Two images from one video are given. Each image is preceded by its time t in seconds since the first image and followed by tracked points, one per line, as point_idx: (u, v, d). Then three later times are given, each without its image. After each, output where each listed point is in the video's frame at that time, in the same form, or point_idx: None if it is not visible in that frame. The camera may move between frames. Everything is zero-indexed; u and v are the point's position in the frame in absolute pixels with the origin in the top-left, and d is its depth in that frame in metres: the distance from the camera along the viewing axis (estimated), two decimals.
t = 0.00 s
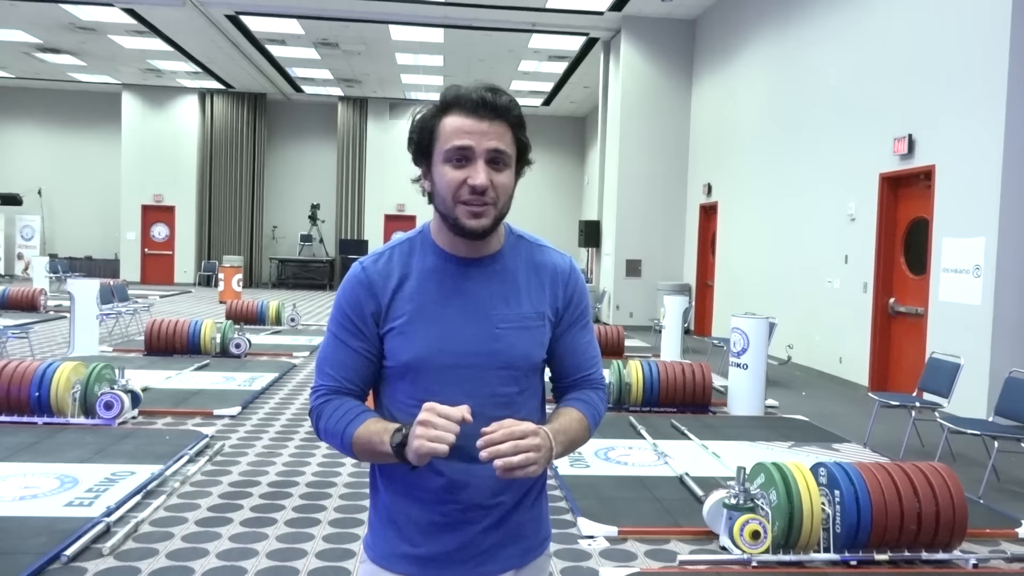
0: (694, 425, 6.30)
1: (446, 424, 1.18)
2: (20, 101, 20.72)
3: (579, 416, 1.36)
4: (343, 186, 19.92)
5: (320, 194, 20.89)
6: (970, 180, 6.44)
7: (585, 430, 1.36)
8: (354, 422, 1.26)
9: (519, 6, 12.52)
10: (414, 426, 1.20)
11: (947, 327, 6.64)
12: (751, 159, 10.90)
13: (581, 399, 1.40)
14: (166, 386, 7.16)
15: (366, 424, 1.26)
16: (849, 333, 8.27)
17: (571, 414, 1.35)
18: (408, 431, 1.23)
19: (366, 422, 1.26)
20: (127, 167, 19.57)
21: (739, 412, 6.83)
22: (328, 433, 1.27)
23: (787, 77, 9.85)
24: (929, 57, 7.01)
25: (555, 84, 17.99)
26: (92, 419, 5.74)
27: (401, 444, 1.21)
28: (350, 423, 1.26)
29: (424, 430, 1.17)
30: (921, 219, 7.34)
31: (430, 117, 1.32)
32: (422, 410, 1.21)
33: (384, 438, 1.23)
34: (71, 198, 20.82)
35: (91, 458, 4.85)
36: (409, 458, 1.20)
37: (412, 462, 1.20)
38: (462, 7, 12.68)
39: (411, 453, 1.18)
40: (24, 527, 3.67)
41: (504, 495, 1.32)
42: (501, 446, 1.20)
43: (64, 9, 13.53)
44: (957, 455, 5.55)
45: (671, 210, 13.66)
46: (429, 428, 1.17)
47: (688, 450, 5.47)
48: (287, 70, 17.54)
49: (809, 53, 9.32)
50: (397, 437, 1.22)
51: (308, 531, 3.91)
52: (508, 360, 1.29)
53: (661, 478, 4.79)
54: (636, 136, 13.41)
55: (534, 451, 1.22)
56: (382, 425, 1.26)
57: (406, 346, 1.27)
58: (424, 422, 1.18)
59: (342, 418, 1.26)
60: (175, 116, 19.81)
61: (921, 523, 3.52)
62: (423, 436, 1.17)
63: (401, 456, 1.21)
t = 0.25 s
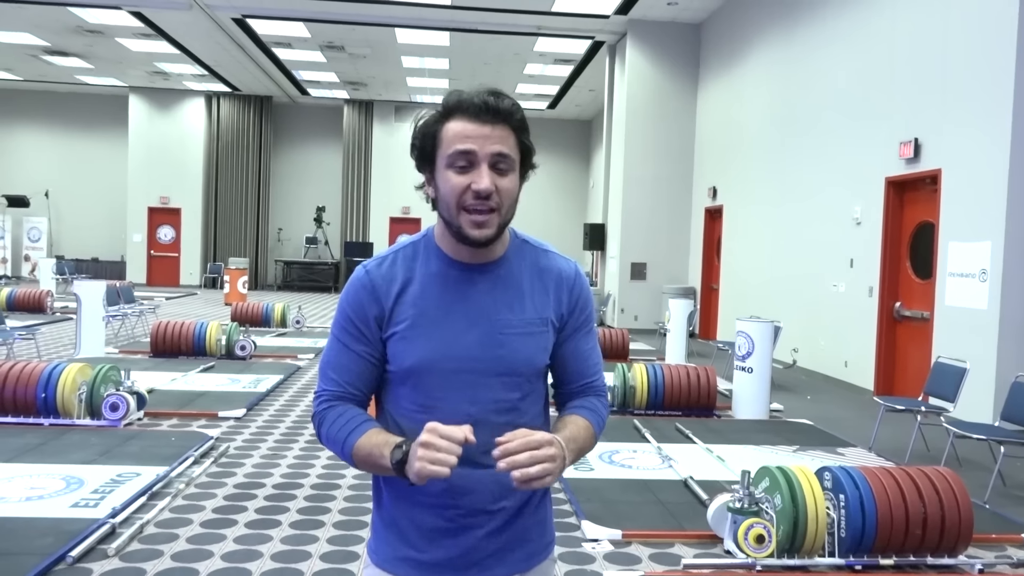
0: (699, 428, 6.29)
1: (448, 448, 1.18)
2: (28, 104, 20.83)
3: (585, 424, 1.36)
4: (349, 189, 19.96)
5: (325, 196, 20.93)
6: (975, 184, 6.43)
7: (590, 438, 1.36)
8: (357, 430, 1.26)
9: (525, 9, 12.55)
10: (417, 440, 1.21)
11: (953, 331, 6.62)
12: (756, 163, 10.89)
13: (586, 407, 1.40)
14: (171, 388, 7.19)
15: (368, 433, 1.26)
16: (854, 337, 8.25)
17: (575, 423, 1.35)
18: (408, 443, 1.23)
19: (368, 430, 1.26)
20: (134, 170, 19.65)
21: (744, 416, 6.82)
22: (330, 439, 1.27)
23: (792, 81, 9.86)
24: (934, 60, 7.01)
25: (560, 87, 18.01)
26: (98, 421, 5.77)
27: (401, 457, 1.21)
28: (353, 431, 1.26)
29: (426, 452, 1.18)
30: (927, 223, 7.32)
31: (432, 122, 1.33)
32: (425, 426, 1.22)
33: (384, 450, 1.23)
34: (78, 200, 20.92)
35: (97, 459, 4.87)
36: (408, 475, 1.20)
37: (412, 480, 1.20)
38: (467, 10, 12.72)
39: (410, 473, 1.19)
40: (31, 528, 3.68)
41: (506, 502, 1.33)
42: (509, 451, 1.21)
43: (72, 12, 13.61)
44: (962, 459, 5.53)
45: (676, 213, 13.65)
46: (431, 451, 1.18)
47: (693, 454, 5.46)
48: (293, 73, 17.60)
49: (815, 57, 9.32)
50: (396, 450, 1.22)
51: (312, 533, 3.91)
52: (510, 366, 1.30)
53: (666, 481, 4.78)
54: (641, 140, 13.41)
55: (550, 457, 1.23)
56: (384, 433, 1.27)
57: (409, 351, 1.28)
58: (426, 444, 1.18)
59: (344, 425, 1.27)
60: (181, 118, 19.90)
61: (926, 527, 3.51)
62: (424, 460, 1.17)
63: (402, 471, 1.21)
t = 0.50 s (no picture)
0: (701, 432, 6.29)
1: (452, 460, 1.18)
2: (32, 108, 20.90)
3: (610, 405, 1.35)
4: (352, 192, 19.99)
5: (328, 200, 20.96)
6: (978, 187, 6.43)
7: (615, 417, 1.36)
8: (355, 437, 1.27)
9: (528, 13, 12.57)
10: (418, 450, 1.21)
11: (956, 335, 6.61)
12: (759, 167, 10.90)
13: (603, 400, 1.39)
14: (174, 392, 7.20)
15: (367, 440, 1.26)
16: (857, 341, 8.23)
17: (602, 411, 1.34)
18: (408, 453, 1.23)
19: (366, 437, 1.27)
20: (137, 173, 19.70)
21: (747, 419, 6.81)
22: (328, 444, 1.28)
23: (795, 85, 9.87)
24: (936, 64, 7.02)
25: (563, 91, 18.04)
26: (101, 424, 5.78)
27: (400, 468, 1.21)
28: (351, 437, 1.26)
29: (428, 465, 1.17)
30: (930, 227, 7.32)
31: (424, 124, 1.33)
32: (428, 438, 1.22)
33: (383, 460, 1.23)
34: (82, 203, 20.97)
35: (99, 462, 4.87)
36: (409, 485, 1.20)
37: (412, 491, 1.20)
38: (470, 14, 12.74)
39: (412, 484, 1.19)
40: (33, 531, 3.69)
41: (509, 508, 1.32)
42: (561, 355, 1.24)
43: (76, 16, 13.66)
44: (966, 464, 5.52)
45: (679, 216, 13.65)
46: (434, 463, 1.18)
47: (695, 458, 5.45)
48: (297, 77, 17.64)
49: (817, 60, 9.32)
50: (396, 461, 1.22)
51: (315, 537, 3.91)
52: (511, 369, 1.29)
53: (668, 485, 4.77)
54: (643, 143, 13.41)
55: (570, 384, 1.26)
56: (382, 440, 1.27)
57: (407, 355, 1.28)
58: (428, 457, 1.18)
59: (342, 431, 1.27)
60: (185, 122, 19.95)
61: (929, 532, 3.50)
62: (426, 473, 1.17)
63: (402, 481, 1.21)
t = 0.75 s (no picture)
0: (703, 433, 6.28)
1: (447, 461, 1.18)
2: (36, 109, 20.94)
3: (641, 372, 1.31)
4: (354, 193, 20.02)
5: (331, 201, 20.97)
6: (981, 188, 6.42)
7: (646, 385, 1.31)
8: (349, 442, 1.27)
9: (530, 14, 12.57)
10: (412, 453, 1.20)
11: (959, 337, 6.60)
12: (761, 168, 10.89)
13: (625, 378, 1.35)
14: (177, 392, 7.21)
15: (361, 445, 1.26)
16: (860, 343, 8.23)
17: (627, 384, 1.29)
18: (401, 457, 1.22)
19: (360, 442, 1.27)
20: (140, 174, 19.73)
21: (749, 420, 6.80)
22: (323, 448, 1.28)
23: (797, 86, 9.87)
24: (939, 65, 7.02)
25: (565, 92, 18.05)
26: (104, 424, 5.79)
27: (392, 472, 1.20)
28: (344, 442, 1.27)
29: (422, 466, 1.17)
30: (933, 228, 7.31)
31: (406, 119, 1.32)
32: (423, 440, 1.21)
33: (376, 463, 1.23)
34: (85, 204, 21.01)
35: (102, 462, 4.88)
36: (402, 490, 1.19)
37: (405, 495, 1.19)
38: (472, 15, 12.75)
39: (405, 488, 1.18)
40: (36, 530, 3.70)
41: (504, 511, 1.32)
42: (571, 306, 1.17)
43: (80, 17, 13.68)
44: (969, 465, 5.51)
45: (681, 217, 13.64)
46: (428, 463, 1.17)
47: (697, 459, 5.46)
48: (299, 78, 17.66)
49: (820, 61, 9.32)
50: (389, 465, 1.21)
51: (317, 537, 3.92)
52: (508, 367, 1.28)
53: (670, 486, 4.77)
54: (646, 144, 13.41)
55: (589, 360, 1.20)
56: (375, 444, 1.27)
57: (402, 356, 1.28)
58: (423, 457, 1.17)
59: (336, 435, 1.28)
60: (188, 123, 19.98)
61: (932, 534, 3.49)
62: (421, 475, 1.17)
63: (395, 486, 1.20)
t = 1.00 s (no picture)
0: (709, 433, 6.27)
1: (415, 486, 1.16)
2: (45, 106, 21.03)
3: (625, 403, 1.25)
4: (361, 191, 20.06)
5: (338, 199, 21.02)
6: (990, 188, 6.39)
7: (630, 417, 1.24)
8: (339, 449, 1.26)
9: (538, 13, 12.56)
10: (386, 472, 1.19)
11: (968, 337, 6.57)
12: (768, 168, 10.87)
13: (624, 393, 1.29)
14: (184, 389, 7.24)
15: (352, 452, 1.26)
16: (867, 343, 8.19)
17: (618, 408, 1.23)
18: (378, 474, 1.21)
19: (351, 450, 1.26)
20: (148, 172, 19.79)
21: (756, 420, 6.79)
22: (318, 454, 1.28)
23: (805, 85, 9.83)
24: (948, 64, 6.99)
25: (572, 91, 18.05)
26: (112, 421, 5.82)
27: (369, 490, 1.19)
28: (335, 450, 1.26)
29: (391, 491, 1.16)
30: (941, 228, 7.28)
31: (402, 120, 1.29)
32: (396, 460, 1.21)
33: (357, 477, 1.22)
34: (94, 202, 21.10)
35: (110, 459, 4.91)
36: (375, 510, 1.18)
37: (377, 514, 1.18)
38: (480, 14, 12.75)
39: (376, 509, 1.17)
40: (45, 526, 3.72)
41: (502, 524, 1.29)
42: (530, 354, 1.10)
43: (89, 15, 13.73)
44: (977, 467, 5.49)
45: (688, 216, 13.62)
46: (397, 488, 1.16)
47: (703, 459, 5.45)
48: (307, 77, 17.70)
49: (828, 61, 9.29)
50: (365, 480, 1.21)
51: (323, 534, 3.93)
52: (507, 377, 1.25)
53: (676, 486, 4.77)
54: (653, 142, 13.38)
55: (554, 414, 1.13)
56: (364, 454, 1.26)
57: (400, 364, 1.27)
58: (391, 481, 1.16)
59: (329, 441, 1.27)
60: (196, 121, 20.04)
61: (939, 535, 3.48)
62: (389, 497, 1.15)
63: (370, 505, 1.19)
